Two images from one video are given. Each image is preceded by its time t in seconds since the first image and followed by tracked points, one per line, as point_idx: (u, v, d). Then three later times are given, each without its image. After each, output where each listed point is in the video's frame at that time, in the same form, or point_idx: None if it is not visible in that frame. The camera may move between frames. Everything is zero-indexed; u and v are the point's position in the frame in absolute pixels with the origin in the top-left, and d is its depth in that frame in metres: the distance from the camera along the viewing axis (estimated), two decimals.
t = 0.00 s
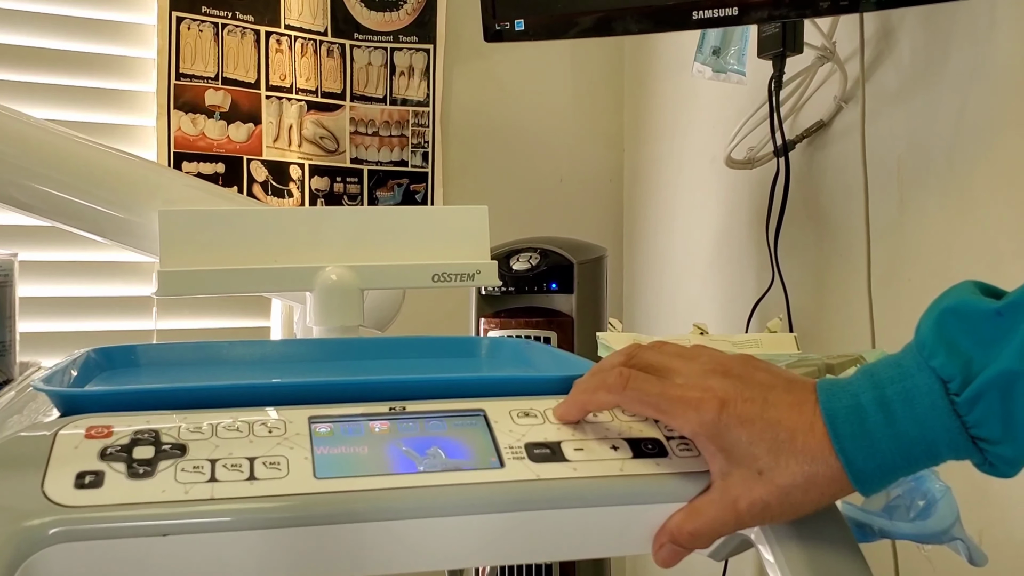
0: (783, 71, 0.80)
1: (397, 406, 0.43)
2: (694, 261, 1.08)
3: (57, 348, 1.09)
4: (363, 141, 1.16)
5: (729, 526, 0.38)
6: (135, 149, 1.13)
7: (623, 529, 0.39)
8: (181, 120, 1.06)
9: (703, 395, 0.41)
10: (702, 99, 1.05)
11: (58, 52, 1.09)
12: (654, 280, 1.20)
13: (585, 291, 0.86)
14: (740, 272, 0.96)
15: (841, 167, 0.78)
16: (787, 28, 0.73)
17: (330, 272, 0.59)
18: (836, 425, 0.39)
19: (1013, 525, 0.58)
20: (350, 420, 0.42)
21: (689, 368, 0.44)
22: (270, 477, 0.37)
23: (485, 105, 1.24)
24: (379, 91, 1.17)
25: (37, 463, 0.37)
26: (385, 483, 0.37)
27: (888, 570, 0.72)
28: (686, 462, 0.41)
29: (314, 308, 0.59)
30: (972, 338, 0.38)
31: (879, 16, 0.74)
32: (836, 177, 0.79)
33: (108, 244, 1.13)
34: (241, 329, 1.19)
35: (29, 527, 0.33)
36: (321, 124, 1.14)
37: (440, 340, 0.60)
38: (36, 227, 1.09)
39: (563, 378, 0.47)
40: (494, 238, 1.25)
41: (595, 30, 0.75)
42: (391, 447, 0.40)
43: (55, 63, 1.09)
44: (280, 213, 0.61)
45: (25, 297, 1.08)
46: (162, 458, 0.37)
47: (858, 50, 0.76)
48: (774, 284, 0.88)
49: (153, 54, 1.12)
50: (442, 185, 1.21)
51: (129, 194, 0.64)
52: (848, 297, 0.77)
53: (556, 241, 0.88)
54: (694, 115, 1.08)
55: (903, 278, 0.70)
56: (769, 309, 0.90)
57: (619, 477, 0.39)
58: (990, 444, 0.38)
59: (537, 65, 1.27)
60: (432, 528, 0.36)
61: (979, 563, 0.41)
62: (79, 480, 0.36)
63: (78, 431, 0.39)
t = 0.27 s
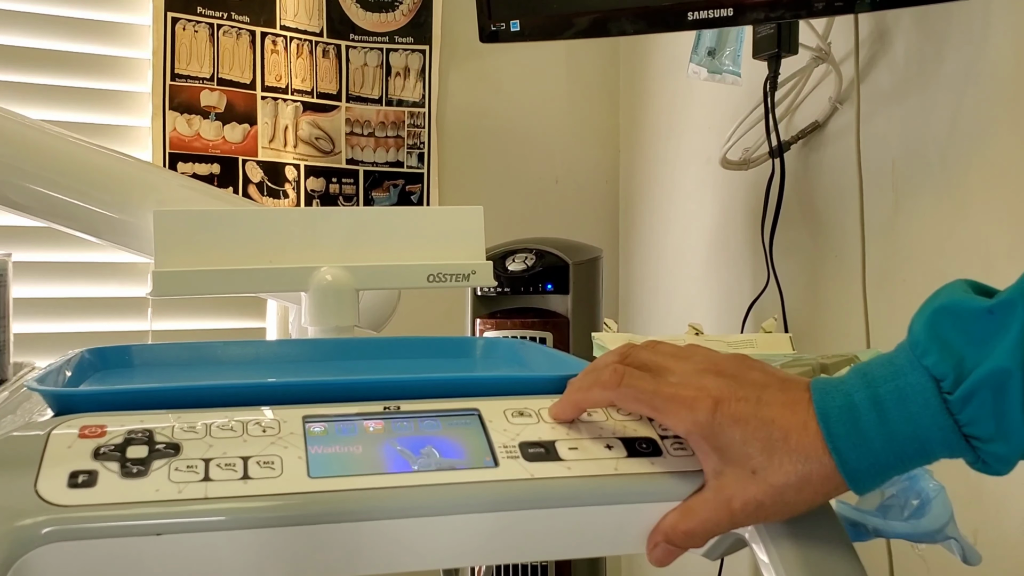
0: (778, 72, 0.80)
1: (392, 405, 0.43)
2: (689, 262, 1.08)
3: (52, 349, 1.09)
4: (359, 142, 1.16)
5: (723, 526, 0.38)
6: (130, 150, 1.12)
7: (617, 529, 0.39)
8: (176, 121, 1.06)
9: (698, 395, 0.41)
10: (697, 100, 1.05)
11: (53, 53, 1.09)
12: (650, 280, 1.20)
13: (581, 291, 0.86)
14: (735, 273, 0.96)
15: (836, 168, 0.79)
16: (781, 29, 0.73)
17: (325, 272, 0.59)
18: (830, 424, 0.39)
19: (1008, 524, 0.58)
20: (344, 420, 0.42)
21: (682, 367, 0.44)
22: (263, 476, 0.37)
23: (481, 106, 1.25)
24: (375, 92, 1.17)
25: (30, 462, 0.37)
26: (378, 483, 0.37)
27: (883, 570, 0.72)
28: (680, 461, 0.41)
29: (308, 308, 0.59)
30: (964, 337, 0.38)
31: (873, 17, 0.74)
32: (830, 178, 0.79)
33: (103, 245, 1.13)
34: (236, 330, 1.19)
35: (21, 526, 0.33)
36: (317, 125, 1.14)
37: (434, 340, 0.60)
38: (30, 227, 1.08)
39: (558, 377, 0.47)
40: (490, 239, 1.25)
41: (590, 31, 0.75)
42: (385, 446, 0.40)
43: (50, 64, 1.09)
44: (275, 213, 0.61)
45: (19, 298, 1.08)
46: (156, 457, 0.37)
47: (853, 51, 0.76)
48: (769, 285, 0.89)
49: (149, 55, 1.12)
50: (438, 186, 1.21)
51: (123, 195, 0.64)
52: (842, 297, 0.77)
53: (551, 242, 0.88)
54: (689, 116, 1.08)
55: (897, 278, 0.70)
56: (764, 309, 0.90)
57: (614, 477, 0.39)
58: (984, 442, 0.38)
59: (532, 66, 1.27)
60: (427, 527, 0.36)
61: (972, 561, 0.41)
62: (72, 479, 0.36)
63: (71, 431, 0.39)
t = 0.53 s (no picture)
0: (776, 72, 0.80)
1: (390, 407, 0.43)
2: (687, 262, 1.08)
3: (50, 350, 1.09)
4: (357, 142, 1.16)
5: (721, 528, 0.39)
6: (128, 149, 1.12)
7: (615, 531, 0.39)
8: (174, 121, 1.06)
9: (696, 396, 0.41)
10: (695, 100, 1.05)
11: (50, 52, 1.09)
12: (648, 280, 1.20)
13: (579, 292, 0.86)
14: (733, 273, 0.96)
15: (834, 168, 0.79)
16: (779, 30, 0.74)
17: (323, 273, 0.59)
18: (827, 426, 0.39)
19: (1005, 525, 0.58)
20: (343, 422, 0.42)
21: (680, 369, 0.44)
22: (261, 479, 0.37)
23: (479, 105, 1.24)
24: (373, 92, 1.17)
25: (28, 465, 0.37)
26: (376, 485, 0.37)
27: (880, 571, 0.72)
28: (679, 464, 0.41)
29: (306, 308, 0.59)
30: (961, 339, 0.38)
31: (871, 18, 0.74)
32: (828, 179, 0.79)
33: (101, 245, 1.12)
34: (234, 330, 1.19)
35: (19, 528, 0.33)
36: (314, 125, 1.13)
37: (432, 341, 0.60)
38: (28, 228, 1.08)
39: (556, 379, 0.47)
40: (488, 239, 1.25)
41: (588, 31, 0.75)
42: (383, 448, 0.40)
43: (47, 63, 1.09)
44: (273, 214, 0.61)
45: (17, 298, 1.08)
46: (154, 460, 0.37)
47: (851, 52, 0.76)
48: (767, 286, 0.89)
49: (146, 55, 1.12)
50: (436, 186, 1.21)
51: (121, 195, 0.64)
52: (840, 298, 0.77)
53: (549, 242, 0.88)
54: (687, 116, 1.08)
55: (895, 279, 0.70)
56: (762, 310, 0.90)
57: (612, 479, 0.39)
58: (981, 444, 0.38)
59: (531, 66, 1.27)
60: (426, 530, 0.36)
61: (969, 563, 0.41)
62: (71, 482, 0.36)
63: (70, 433, 0.39)
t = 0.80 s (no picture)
0: (776, 73, 0.80)
1: (390, 409, 0.43)
2: (687, 263, 1.08)
3: (49, 351, 1.09)
4: (356, 143, 1.16)
5: (723, 531, 0.39)
6: (127, 150, 1.12)
7: (616, 534, 0.39)
8: (173, 121, 1.06)
9: (697, 400, 0.41)
10: (695, 101, 1.05)
11: (49, 52, 1.08)
12: (647, 281, 1.20)
13: (579, 292, 0.86)
14: (733, 274, 0.96)
15: (834, 169, 0.79)
16: (780, 31, 0.73)
17: (322, 274, 0.59)
18: (830, 429, 0.39)
19: (1006, 528, 0.58)
20: (342, 424, 0.42)
21: (682, 372, 0.44)
22: (261, 482, 0.37)
23: (479, 105, 1.24)
24: (372, 93, 1.17)
25: (27, 467, 0.36)
26: (378, 488, 0.37)
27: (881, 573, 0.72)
28: (680, 467, 0.41)
29: (306, 310, 0.59)
30: (965, 342, 0.38)
31: (871, 19, 0.74)
32: (828, 180, 0.79)
33: (99, 245, 1.12)
34: (233, 331, 1.19)
35: (18, 532, 0.33)
36: (314, 125, 1.13)
37: (432, 343, 0.60)
38: (27, 228, 1.08)
39: (556, 381, 0.47)
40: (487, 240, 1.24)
41: (588, 32, 0.75)
42: (383, 451, 0.40)
43: (46, 63, 1.08)
44: (272, 215, 0.61)
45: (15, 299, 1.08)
46: (153, 462, 0.37)
47: (852, 53, 0.76)
48: (767, 287, 0.89)
49: (145, 55, 1.12)
50: (436, 187, 1.20)
51: (120, 196, 0.63)
52: (841, 300, 0.77)
53: (549, 243, 0.88)
54: (687, 117, 1.08)
55: (895, 281, 0.70)
56: (762, 311, 0.90)
57: (613, 482, 0.39)
58: (985, 447, 0.38)
59: (530, 66, 1.27)
60: (427, 534, 0.36)
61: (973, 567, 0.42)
62: (70, 485, 0.36)
63: (69, 435, 0.39)
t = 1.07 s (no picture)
0: (778, 77, 0.80)
1: (393, 417, 0.43)
2: (689, 267, 1.08)
3: (50, 354, 1.09)
4: (358, 146, 1.16)
5: (727, 540, 0.38)
6: (128, 153, 1.12)
7: (621, 543, 0.39)
8: (175, 125, 1.06)
9: (702, 408, 0.41)
10: (697, 104, 1.05)
11: (50, 55, 1.08)
12: (650, 285, 1.20)
13: (581, 296, 0.85)
14: (736, 278, 0.96)
15: (837, 173, 0.79)
16: (783, 35, 0.73)
17: (325, 279, 0.59)
18: (834, 438, 0.39)
19: (1010, 534, 0.58)
20: (346, 431, 0.42)
21: (686, 381, 0.44)
22: (265, 490, 0.37)
23: (480, 108, 1.24)
24: (374, 96, 1.17)
25: (32, 475, 0.36)
26: (381, 497, 0.37)
27: None
28: (685, 475, 0.41)
29: (308, 315, 0.58)
30: (969, 352, 0.38)
31: (874, 23, 0.74)
32: (831, 184, 0.79)
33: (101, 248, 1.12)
34: (235, 334, 1.19)
35: (21, 541, 0.33)
36: (315, 128, 1.13)
37: (435, 348, 0.60)
38: (28, 232, 1.08)
39: (560, 388, 0.47)
40: (489, 243, 1.24)
41: (590, 36, 0.75)
42: (387, 459, 0.40)
43: (47, 66, 1.08)
44: (275, 220, 0.61)
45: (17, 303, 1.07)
46: (157, 471, 0.37)
47: (854, 56, 0.76)
48: (769, 291, 0.89)
49: (146, 58, 1.12)
50: (437, 190, 1.20)
51: (122, 201, 0.63)
52: (843, 305, 0.77)
53: (551, 247, 0.88)
54: (689, 121, 1.08)
55: (898, 285, 0.70)
56: (765, 316, 0.89)
57: (618, 491, 0.39)
58: (989, 457, 0.38)
59: (532, 69, 1.27)
60: (432, 543, 0.36)
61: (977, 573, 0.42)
62: (73, 493, 0.36)
63: (72, 443, 0.39)
